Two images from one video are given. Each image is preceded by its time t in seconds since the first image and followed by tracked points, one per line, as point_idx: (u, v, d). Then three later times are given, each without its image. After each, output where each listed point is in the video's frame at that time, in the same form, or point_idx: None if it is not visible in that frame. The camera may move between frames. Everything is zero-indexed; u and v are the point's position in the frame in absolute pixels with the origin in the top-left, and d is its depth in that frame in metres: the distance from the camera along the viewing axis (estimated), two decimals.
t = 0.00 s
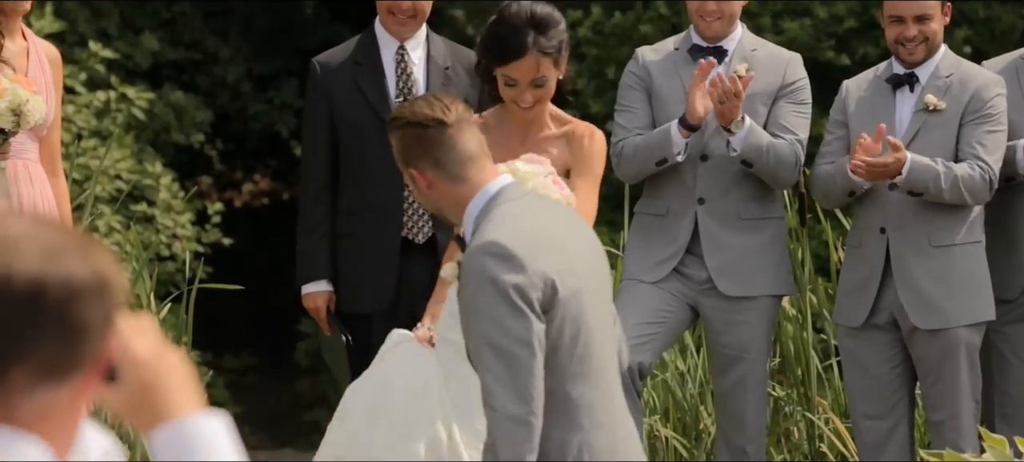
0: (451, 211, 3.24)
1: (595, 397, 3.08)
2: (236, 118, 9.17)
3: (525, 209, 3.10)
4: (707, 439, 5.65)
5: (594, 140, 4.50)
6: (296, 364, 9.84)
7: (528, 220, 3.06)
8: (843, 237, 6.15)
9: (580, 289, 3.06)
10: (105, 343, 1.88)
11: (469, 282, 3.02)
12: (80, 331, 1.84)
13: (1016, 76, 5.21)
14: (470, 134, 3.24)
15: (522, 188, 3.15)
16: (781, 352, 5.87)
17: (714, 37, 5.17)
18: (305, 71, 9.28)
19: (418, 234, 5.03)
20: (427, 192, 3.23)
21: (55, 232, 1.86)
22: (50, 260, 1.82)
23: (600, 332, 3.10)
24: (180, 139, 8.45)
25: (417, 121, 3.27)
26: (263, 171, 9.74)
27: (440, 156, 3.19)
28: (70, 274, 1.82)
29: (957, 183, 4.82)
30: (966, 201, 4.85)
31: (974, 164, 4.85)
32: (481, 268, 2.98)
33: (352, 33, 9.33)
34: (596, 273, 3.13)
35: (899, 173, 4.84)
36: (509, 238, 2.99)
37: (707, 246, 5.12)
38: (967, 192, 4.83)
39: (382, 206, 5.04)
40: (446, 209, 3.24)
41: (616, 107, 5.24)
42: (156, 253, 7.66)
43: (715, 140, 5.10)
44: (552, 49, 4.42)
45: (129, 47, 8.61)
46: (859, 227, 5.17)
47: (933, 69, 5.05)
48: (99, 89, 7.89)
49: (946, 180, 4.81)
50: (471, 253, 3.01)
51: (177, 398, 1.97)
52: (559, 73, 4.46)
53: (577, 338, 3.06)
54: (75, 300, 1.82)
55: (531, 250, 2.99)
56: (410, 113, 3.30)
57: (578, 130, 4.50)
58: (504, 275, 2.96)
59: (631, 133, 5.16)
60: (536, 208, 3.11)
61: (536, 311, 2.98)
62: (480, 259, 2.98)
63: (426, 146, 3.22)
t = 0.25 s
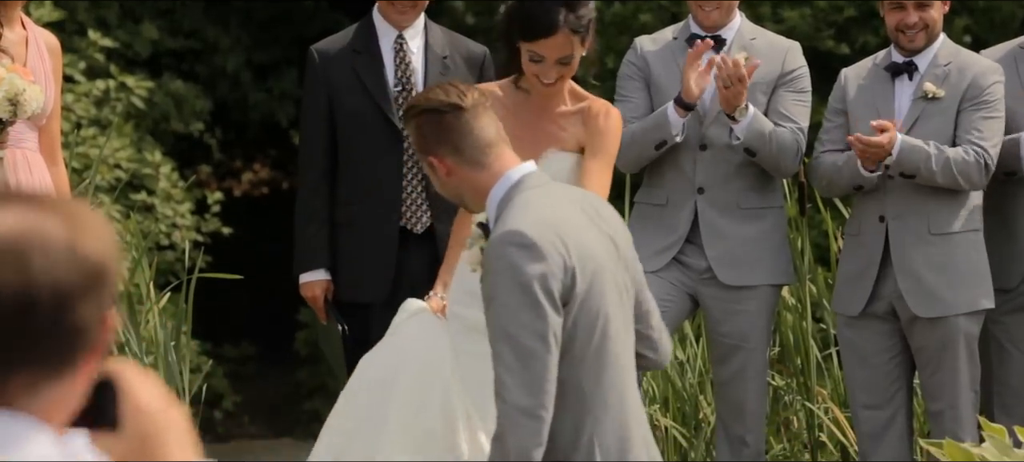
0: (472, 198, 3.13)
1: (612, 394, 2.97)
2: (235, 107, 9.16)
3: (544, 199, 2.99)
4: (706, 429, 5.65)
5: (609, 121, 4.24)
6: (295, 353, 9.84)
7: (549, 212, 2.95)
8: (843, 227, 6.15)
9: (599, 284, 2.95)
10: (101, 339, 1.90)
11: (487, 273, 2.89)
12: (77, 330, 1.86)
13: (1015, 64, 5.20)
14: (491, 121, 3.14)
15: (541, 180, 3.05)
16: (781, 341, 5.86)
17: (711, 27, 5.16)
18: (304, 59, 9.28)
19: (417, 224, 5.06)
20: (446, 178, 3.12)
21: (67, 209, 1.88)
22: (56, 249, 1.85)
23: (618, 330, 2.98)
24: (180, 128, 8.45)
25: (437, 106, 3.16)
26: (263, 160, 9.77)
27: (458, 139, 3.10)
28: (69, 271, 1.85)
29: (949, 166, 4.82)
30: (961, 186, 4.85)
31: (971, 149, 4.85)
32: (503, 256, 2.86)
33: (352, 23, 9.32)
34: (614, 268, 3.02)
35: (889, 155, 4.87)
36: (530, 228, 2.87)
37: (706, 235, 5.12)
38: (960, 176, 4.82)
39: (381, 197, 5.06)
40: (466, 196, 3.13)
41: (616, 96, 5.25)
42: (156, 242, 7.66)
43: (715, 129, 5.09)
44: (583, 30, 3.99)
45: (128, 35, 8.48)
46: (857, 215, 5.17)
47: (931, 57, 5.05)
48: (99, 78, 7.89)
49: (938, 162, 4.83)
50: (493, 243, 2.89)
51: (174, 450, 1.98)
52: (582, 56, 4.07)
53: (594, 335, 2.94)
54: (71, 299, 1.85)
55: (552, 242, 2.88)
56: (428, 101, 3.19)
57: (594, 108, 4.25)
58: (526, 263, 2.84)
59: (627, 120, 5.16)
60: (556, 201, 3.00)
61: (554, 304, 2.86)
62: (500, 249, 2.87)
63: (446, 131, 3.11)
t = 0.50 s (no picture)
0: (505, 185, 2.99)
1: (632, 391, 2.94)
2: (235, 97, 9.15)
3: (583, 189, 2.94)
4: (706, 419, 5.65)
5: (626, 112, 4.38)
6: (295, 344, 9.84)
7: (589, 201, 2.89)
8: (843, 217, 6.14)
9: (632, 276, 2.90)
10: (105, 330, 2.00)
11: (528, 255, 2.82)
12: (83, 321, 1.95)
13: (1014, 52, 5.21)
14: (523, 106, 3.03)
15: (576, 169, 2.98)
16: (781, 331, 5.86)
17: (714, 16, 5.17)
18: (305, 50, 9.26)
19: (419, 214, 5.07)
20: (492, 159, 2.96)
21: (68, 197, 1.99)
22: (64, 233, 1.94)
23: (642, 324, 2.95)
24: (180, 118, 8.44)
25: (469, 88, 3.01)
26: (263, 148, 9.77)
27: (505, 117, 2.97)
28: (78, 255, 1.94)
29: (943, 156, 4.81)
30: (956, 176, 4.84)
31: (964, 136, 4.84)
32: (547, 241, 2.80)
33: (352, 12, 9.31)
34: (646, 264, 2.97)
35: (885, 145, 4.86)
36: (573, 214, 2.82)
37: (707, 224, 5.12)
38: (953, 166, 4.81)
39: (382, 188, 5.05)
40: (498, 185, 2.98)
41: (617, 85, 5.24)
42: (155, 232, 7.66)
43: (716, 119, 5.10)
44: (584, 21, 4.16)
45: (128, 24, 8.46)
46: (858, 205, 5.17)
47: (932, 45, 5.06)
48: (99, 67, 7.88)
49: (933, 152, 4.81)
50: (536, 227, 2.83)
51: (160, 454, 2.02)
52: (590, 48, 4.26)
53: (620, 325, 2.90)
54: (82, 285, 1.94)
55: (596, 230, 2.82)
56: (451, 85, 3.04)
57: (611, 99, 4.40)
58: (571, 250, 2.78)
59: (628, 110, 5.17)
60: (592, 190, 2.95)
61: (595, 291, 2.80)
62: (548, 233, 2.80)
63: (489, 111, 2.96)
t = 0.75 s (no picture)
0: (518, 186, 3.04)
1: (657, 389, 2.99)
2: (235, 90, 9.14)
3: (605, 191, 3.00)
4: (706, 412, 5.64)
5: (626, 118, 4.43)
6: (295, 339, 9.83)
7: (613, 201, 2.96)
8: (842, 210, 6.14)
9: (657, 276, 2.98)
10: (108, 319, 1.98)
11: (562, 251, 2.88)
12: (83, 302, 1.93)
13: (1013, 47, 5.21)
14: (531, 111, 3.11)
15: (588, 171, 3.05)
16: (781, 325, 5.85)
17: (716, 11, 5.16)
18: (304, 44, 9.26)
19: (421, 208, 5.08)
20: (508, 158, 3.01)
21: (72, 190, 1.99)
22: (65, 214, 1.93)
23: (662, 326, 3.01)
24: (180, 112, 8.44)
25: (478, 91, 3.08)
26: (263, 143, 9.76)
27: (520, 115, 3.06)
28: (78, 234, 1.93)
29: (952, 150, 4.81)
30: (960, 170, 4.85)
31: (969, 132, 4.84)
32: (583, 237, 2.86)
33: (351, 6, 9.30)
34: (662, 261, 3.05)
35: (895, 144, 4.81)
36: (606, 212, 2.88)
37: (708, 218, 5.12)
38: (961, 161, 4.82)
39: (384, 182, 5.06)
40: (512, 186, 3.03)
41: (618, 79, 5.25)
42: (155, 226, 7.65)
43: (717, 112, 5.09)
44: (579, 29, 4.20)
45: (127, 18, 8.46)
46: (858, 198, 5.18)
47: (930, 40, 5.05)
48: (99, 61, 7.89)
49: (943, 147, 4.80)
50: (570, 223, 2.88)
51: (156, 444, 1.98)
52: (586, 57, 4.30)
53: (648, 323, 2.96)
54: (83, 266, 1.93)
55: (626, 227, 2.89)
56: (454, 92, 3.10)
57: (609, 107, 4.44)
58: (608, 246, 2.85)
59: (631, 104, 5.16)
60: (610, 192, 3.02)
61: (631, 287, 2.87)
62: (584, 228, 2.86)
63: (505, 110, 3.04)
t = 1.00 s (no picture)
0: (512, 224, 2.99)
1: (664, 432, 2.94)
2: (232, 92, 9.14)
3: (604, 229, 2.98)
4: (704, 415, 5.64)
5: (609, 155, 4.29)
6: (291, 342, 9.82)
7: (617, 238, 2.93)
8: (839, 212, 6.14)
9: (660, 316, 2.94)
10: (106, 324, 2.03)
11: (571, 285, 2.84)
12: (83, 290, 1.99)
13: (1011, 49, 5.22)
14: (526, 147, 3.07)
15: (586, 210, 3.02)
16: (778, 328, 5.85)
17: (714, 11, 5.17)
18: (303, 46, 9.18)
19: (418, 209, 5.08)
20: (501, 197, 2.97)
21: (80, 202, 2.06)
22: (73, 213, 2.01)
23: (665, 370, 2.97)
24: (178, 114, 8.43)
25: (476, 126, 3.04)
26: (260, 145, 9.75)
27: (515, 148, 3.01)
28: (87, 231, 1.99)
29: (951, 156, 4.82)
30: (960, 173, 4.86)
31: (967, 135, 4.86)
32: (591, 269, 2.82)
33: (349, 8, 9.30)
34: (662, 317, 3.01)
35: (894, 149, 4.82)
36: (614, 247, 2.85)
37: (705, 220, 5.12)
38: (961, 164, 4.84)
39: (382, 182, 5.06)
40: (505, 223, 2.99)
41: (614, 79, 5.23)
42: (153, 228, 7.65)
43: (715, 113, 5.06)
44: (546, 71, 4.22)
45: (124, 21, 8.46)
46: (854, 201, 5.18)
47: (927, 43, 5.05)
48: (96, 63, 7.89)
49: (941, 153, 4.81)
50: (579, 257, 2.85)
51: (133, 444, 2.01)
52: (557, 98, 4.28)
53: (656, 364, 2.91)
54: (88, 261, 1.99)
55: (634, 262, 2.86)
56: (452, 128, 3.07)
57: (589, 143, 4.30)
58: (617, 277, 2.81)
59: (629, 106, 5.14)
60: (610, 231, 2.99)
61: (643, 322, 2.82)
62: (593, 262, 2.83)
63: (500, 147, 3.00)
